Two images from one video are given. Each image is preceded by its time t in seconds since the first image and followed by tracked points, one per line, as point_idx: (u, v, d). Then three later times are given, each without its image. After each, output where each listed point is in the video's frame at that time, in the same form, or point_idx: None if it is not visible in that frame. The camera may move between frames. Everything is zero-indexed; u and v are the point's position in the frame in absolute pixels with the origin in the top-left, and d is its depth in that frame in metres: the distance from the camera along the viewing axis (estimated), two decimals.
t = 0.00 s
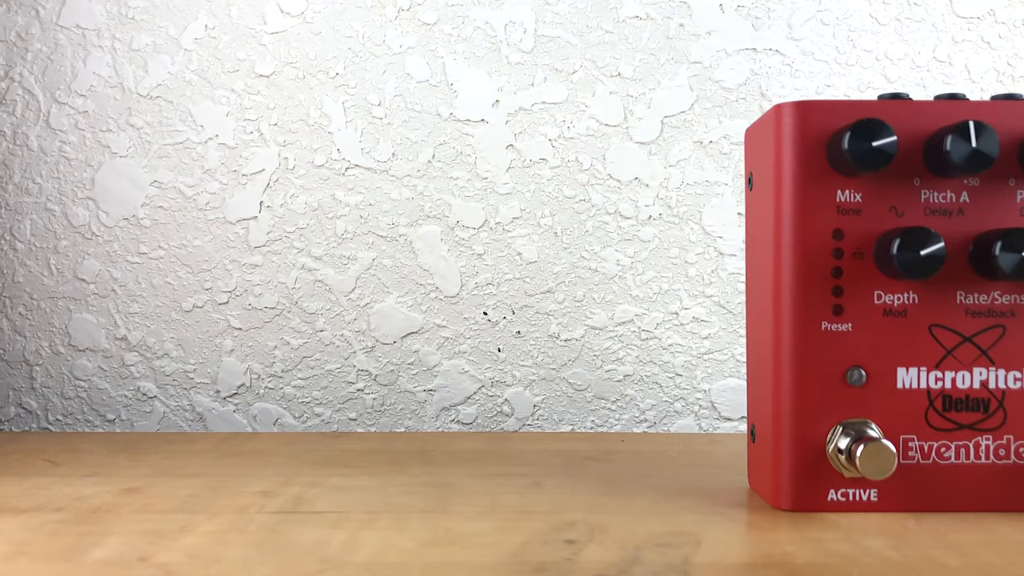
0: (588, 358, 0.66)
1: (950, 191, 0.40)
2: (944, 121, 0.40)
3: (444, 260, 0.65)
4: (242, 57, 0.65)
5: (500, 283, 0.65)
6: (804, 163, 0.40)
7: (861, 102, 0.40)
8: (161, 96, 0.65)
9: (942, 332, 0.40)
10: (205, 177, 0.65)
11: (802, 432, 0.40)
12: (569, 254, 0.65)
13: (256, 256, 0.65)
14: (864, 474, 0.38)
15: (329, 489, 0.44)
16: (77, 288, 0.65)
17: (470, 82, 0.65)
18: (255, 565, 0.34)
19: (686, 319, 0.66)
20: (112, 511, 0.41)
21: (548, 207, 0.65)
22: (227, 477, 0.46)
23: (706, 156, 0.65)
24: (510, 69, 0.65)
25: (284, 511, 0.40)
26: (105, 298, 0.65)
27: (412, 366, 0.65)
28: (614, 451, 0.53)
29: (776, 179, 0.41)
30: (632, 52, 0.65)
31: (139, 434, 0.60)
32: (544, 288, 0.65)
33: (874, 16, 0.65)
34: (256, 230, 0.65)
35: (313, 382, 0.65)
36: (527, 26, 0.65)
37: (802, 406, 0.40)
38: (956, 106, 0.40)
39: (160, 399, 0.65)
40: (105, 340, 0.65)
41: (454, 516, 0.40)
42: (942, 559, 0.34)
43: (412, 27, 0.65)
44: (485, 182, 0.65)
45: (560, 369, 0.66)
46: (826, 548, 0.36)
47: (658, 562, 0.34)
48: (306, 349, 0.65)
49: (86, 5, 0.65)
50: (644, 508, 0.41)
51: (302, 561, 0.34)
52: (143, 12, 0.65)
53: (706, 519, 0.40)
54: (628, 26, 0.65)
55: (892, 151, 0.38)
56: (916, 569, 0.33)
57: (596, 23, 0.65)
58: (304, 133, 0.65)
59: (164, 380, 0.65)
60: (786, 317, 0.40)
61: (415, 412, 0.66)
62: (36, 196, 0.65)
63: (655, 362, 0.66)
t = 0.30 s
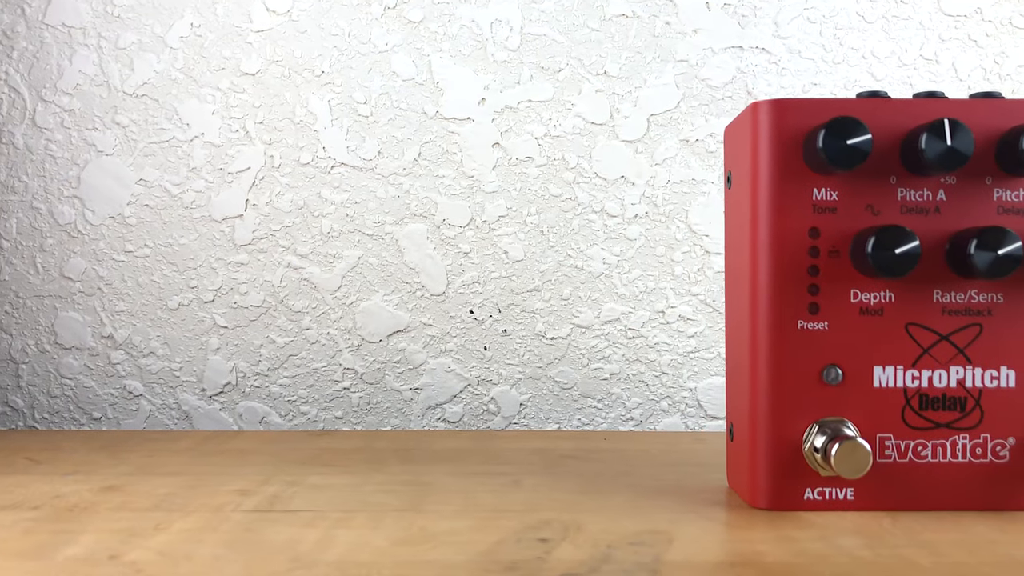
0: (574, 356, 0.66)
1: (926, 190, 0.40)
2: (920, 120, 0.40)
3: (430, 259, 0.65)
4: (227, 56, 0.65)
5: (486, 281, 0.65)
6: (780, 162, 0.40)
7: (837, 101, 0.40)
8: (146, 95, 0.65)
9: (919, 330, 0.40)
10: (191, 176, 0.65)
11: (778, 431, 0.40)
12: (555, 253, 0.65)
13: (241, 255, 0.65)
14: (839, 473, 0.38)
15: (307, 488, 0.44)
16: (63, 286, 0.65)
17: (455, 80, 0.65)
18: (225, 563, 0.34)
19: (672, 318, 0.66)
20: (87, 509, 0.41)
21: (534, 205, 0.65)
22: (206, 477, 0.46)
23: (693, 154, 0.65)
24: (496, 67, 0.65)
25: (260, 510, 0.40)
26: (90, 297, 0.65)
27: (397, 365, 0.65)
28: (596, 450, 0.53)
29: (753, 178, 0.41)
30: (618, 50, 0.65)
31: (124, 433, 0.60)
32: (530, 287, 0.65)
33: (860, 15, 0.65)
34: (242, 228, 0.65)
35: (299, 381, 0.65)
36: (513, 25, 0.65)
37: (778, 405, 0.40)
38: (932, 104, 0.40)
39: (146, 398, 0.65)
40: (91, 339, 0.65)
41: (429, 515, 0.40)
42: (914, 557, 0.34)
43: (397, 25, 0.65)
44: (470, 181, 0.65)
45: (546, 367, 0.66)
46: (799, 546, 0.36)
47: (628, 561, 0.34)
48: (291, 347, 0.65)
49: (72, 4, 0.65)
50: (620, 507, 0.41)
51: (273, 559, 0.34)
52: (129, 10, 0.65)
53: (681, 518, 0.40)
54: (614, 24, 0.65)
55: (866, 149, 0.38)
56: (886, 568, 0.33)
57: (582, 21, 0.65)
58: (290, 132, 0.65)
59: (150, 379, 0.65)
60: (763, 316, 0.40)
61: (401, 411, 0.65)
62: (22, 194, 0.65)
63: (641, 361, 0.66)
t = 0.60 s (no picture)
0: (557, 354, 0.66)
1: (898, 187, 0.40)
2: (891, 117, 0.40)
3: (413, 256, 0.65)
4: (210, 53, 0.65)
5: (469, 279, 0.65)
6: (751, 160, 0.40)
7: (809, 98, 0.40)
8: (129, 92, 0.65)
9: (890, 328, 0.40)
10: (174, 173, 0.65)
11: (749, 428, 0.40)
12: (539, 250, 0.65)
13: (224, 252, 0.65)
14: (809, 470, 0.38)
15: (281, 486, 0.44)
16: (46, 283, 0.65)
17: (438, 77, 0.65)
18: (190, 561, 0.34)
19: (655, 315, 0.66)
20: (59, 507, 0.41)
21: (517, 203, 0.65)
22: (181, 474, 0.46)
23: (676, 152, 0.65)
24: (479, 64, 0.65)
25: (231, 508, 0.40)
26: (74, 294, 0.65)
27: (381, 362, 0.65)
28: (575, 447, 0.53)
29: (725, 176, 0.40)
30: (601, 47, 0.65)
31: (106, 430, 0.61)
32: (513, 284, 0.65)
33: (844, 12, 0.65)
34: (224, 226, 0.65)
35: (282, 378, 0.65)
36: (496, 22, 0.65)
37: (749, 403, 0.40)
38: (903, 102, 0.40)
39: (129, 395, 0.65)
40: (74, 336, 0.65)
41: (399, 513, 0.40)
42: (880, 555, 0.34)
43: (380, 22, 0.64)
44: (454, 178, 0.65)
45: (529, 365, 0.66)
46: (766, 544, 0.36)
47: (593, 558, 0.34)
48: (274, 345, 0.65)
49: (55, 1, 0.65)
50: (591, 504, 0.41)
51: (238, 557, 0.34)
52: (111, 8, 0.65)
53: (651, 515, 0.40)
54: (597, 21, 0.65)
55: (836, 146, 0.38)
56: (851, 565, 0.33)
57: (565, 18, 0.65)
58: (273, 129, 0.65)
59: (134, 376, 0.65)
60: (734, 314, 0.40)
61: (384, 408, 0.65)
62: (5, 192, 0.65)
63: (625, 358, 0.66)
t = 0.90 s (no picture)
0: (539, 352, 0.66)
1: (869, 184, 0.40)
2: (862, 115, 0.40)
3: (395, 254, 0.65)
4: (191, 51, 0.64)
5: (451, 277, 0.65)
6: (722, 158, 0.40)
7: (780, 95, 0.40)
8: (110, 90, 0.65)
9: (862, 326, 0.40)
10: (155, 171, 0.65)
11: (720, 427, 0.40)
12: (521, 249, 0.65)
13: (205, 250, 0.65)
14: (778, 468, 0.38)
15: (253, 485, 0.44)
16: (27, 281, 0.65)
17: (420, 75, 0.64)
18: (154, 559, 0.34)
19: (637, 313, 0.66)
20: (29, 505, 0.41)
21: (499, 201, 0.65)
22: (154, 473, 0.46)
23: (658, 149, 0.65)
24: (460, 61, 0.65)
25: (201, 506, 0.40)
26: (54, 292, 0.65)
27: (362, 360, 0.65)
28: (552, 446, 0.53)
29: (697, 174, 0.41)
30: (583, 45, 0.65)
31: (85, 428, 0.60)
32: (495, 282, 0.65)
33: (826, 9, 0.64)
34: (205, 224, 0.65)
35: (263, 377, 0.65)
36: (478, 19, 0.65)
37: (720, 401, 0.40)
38: (875, 99, 0.40)
39: (110, 393, 0.65)
40: (55, 334, 0.65)
41: (369, 511, 0.39)
42: (846, 553, 0.34)
43: (362, 20, 0.64)
44: (435, 176, 0.65)
45: (511, 363, 0.66)
46: (734, 542, 0.36)
47: (558, 556, 0.34)
48: (255, 343, 0.65)
49: None
50: (562, 503, 0.41)
51: (202, 555, 0.34)
52: (92, 5, 0.65)
53: (622, 514, 0.39)
54: (579, 19, 0.65)
55: (806, 143, 0.38)
56: (817, 564, 0.33)
57: (547, 15, 0.65)
58: (253, 127, 0.64)
59: (114, 374, 0.65)
60: (705, 312, 0.40)
61: (366, 407, 0.65)
62: None
63: (606, 356, 0.66)
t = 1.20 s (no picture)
0: (515, 350, 0.65)
1: (832, 181, 0.40)
2: (825, 112, 0.39)
3: (371, 251, 0.65)
4: (166, 47, 0.64)
5: (427, 275, 0.65)
6: (685, 155, 0.40)
7: (743, 92, 0.40)
8: (85, 87, 0.64)
9: (825, 323, 0.40)
10: (130, 169, 0.64)
11: (683, 424, 0.40)
12: (497, 246, 0.65)
13: (180, 248, 0.64)
14: (739, 466, 0.38)
15: (218, 483, 0.44)
16: (2, 279, 0.65)
17: (395, 72, 0.64)
18: (108, 558, 0.34)
19: (613, 311, 0.66)
20: None
21: (475, 198, 0.65)
22: (120, 471, 0.46)
23: (635, 146, 0.65)
24: (436, 58, 0.64)
25: (163, 505, 0.40)
26: (29, 290, 0.65)
27: (338, 358, 0.65)
28: (524, 444, 0.53)
29: (660, 171, 0.41)
30: (559, 42, 0.64)
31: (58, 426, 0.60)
32: (471, 280, 0.65)
33: (802, 6, 0.64)
34: (180, 221, 0.64)
35: (238, 374, 0.65)
36: (453, 16, 0.64)
37: (683, 398, 0.40)
38: (838, 96, 0.39)
39: (85, 391, 0.65)
40: (30, 332, 0.65)
41: (330, 509, 0.39)
42: (803, 552, 0.34)
43: (337, 16, 0.64)
44: (411, 173, 0.65)
45: (487, 361, 0.65)
46: (693, 539, 0.36)
47: (514, 555, 0.34)
48: (230, 341, 0.65)
49: None
50: (525, 501, 0.41)
51: (157, 553, 0.34)
52: (66, 2, 0.64)
53: (584, 511, 0.39)
54: (555, 16, 0.64)
55: (767, 140, 0.37)
56: (773, 562, 0.33)
57: (523, 12, 0.64)
58: (228, 124, 0.64)
59: (90, 372, 0.65)
60: (668, 309, 0.40)
61: (342, 405, 0.65)
62: None
63: (583, 354, 0.65)
